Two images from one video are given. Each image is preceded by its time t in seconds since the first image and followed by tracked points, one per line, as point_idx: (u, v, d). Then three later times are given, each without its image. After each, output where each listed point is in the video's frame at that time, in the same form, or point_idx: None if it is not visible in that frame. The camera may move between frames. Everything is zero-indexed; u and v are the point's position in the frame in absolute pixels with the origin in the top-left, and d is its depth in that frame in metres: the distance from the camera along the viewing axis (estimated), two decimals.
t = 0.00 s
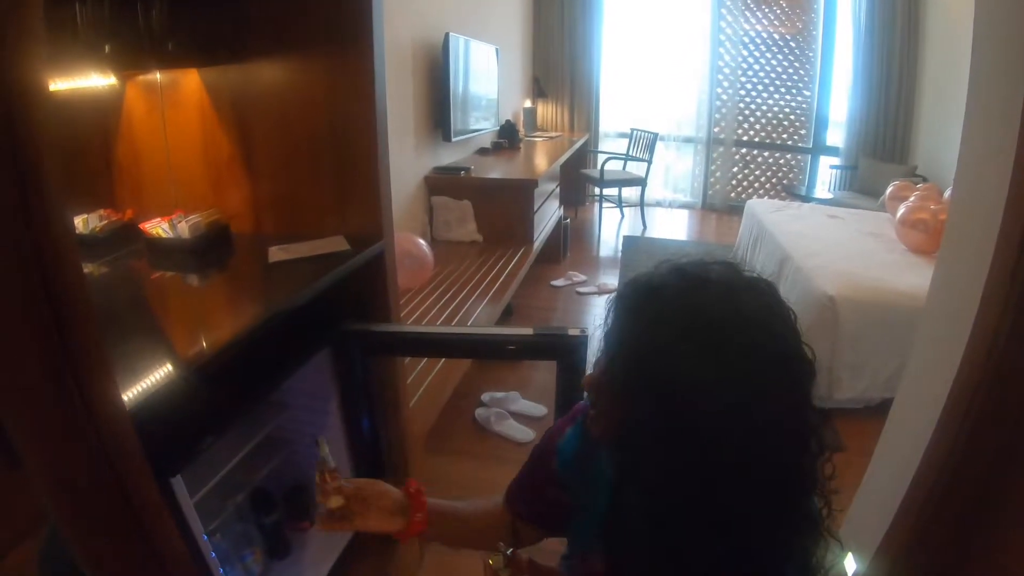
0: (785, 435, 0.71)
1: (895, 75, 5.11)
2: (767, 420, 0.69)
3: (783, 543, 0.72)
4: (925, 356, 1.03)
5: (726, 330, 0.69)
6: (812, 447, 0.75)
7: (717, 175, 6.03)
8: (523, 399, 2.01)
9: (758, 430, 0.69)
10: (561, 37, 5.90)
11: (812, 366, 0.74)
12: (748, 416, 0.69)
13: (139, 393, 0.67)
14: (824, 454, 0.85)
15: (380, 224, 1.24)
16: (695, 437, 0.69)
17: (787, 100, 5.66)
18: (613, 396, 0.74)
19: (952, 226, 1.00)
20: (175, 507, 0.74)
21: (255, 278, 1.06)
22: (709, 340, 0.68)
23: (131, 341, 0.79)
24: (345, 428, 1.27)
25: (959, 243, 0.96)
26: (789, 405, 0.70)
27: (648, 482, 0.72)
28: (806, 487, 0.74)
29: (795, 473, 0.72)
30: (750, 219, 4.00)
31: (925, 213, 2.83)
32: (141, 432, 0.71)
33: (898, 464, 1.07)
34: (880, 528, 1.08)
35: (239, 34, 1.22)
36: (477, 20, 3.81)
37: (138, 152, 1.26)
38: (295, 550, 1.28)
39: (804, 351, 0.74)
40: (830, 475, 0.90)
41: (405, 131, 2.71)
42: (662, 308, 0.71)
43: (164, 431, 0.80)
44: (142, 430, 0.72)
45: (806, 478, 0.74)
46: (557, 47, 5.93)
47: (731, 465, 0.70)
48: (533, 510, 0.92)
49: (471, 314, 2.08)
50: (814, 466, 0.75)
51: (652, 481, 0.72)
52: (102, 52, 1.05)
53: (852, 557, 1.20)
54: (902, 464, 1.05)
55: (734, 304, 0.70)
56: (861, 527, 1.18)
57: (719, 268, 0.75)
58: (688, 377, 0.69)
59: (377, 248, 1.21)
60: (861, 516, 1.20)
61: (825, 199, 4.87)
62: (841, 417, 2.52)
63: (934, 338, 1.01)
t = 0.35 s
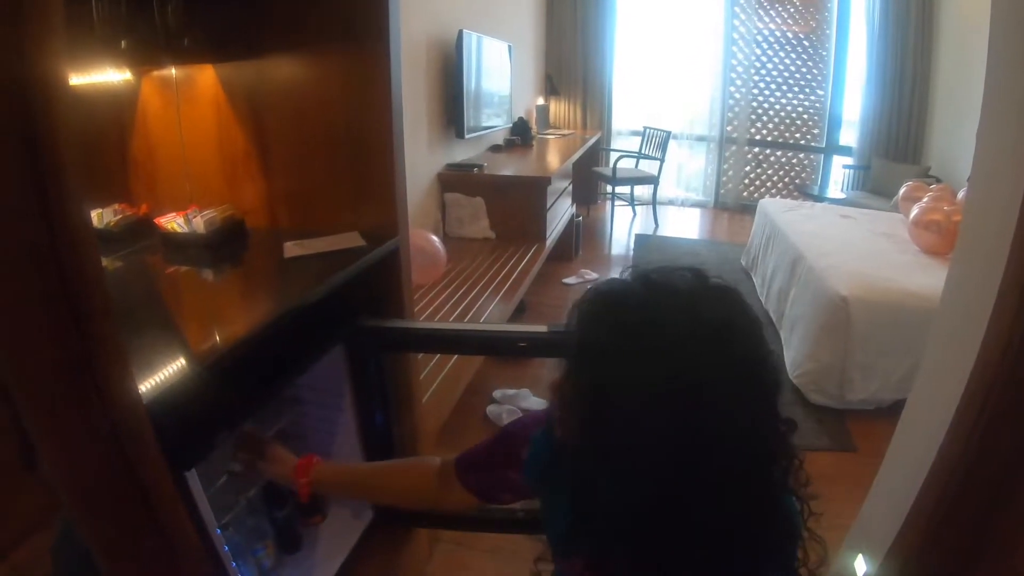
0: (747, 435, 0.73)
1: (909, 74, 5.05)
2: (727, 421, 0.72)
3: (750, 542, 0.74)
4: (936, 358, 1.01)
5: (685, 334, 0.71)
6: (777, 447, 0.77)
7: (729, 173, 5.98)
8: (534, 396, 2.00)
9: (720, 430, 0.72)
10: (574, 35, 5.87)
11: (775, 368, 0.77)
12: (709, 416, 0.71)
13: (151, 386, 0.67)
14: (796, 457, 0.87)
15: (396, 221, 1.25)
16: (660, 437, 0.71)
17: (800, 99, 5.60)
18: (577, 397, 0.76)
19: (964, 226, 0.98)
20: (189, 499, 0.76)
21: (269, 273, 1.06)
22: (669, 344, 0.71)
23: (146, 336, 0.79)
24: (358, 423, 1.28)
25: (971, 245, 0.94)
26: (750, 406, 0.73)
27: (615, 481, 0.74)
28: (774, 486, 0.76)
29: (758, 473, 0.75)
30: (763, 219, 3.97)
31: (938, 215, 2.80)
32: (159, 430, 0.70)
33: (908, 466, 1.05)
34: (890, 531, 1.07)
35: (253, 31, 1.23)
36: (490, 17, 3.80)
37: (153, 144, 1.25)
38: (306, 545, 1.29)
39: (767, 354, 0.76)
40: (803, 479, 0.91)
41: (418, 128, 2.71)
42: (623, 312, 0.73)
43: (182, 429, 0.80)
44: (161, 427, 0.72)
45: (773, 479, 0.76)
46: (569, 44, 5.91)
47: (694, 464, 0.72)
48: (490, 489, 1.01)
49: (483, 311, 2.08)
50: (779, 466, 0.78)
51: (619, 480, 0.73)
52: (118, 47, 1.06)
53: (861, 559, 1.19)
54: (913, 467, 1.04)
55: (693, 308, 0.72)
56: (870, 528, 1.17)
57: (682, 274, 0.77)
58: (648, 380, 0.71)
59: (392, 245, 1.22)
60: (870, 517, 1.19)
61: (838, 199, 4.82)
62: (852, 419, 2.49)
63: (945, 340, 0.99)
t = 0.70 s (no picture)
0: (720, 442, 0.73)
1: (924, 75, 4.98)
2: (700, 427, 0.72)
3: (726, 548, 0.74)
4: (952, 363, 0.99)
5: (656, 341, 0.70)
6: (749, 453, 0.77)
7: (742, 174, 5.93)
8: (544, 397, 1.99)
9: (691, 435, 0.71)
10: (587, 34, 5.85)
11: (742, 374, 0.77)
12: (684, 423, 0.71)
13: (162, 382, 0.67)
14: (768, 462, 0.86)
15: (411, 220, 1.25)
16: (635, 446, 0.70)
17: (813, 100, 5.54)
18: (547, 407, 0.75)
19: (982, 228, 0.96)
20: (203, 496, 0.76)
21: (283, 271, 1.06)
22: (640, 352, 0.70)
23: (159, 334, 0.79)
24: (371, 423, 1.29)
25: (991, 248, 0.91)
26: (720, 411, 0.73)
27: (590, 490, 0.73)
28: (747, 492, 0.76)
29: (732, 479, 0.74)
30: (776, 220, 3.93)
31: (952, 217, 2.76)
32: (172, 428, 0.71)
33: (922, 471, 1.04)
34: (902, 534, 1.07)
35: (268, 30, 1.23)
36: (504, 17, 3.79)
37: (166, 141, 1.25)
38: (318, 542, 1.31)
39: (735, 360, 0.76)
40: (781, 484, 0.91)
41: (431, 127, 2.71)
42: (593, 321, 0.73)
43: (196, 427, 0.79)
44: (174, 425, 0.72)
45: (745, 483, 0.76)
46: (582, 44, 5.89)
47: (669, 473, 0.71)
48: (464, 488, 1.03)
49: (495, 311, 2.07)
50: (752, 471, 0.78)
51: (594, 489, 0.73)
52: (134, 46, 1.08)
53: (872, 562, 1.18)
54: (928, 471, 1.02)
55: (660, 315, 0.72)
56: (881, 531, 1.16)
57: (649, 282, 0.77)
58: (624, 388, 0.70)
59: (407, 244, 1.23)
60: (882, 520, 1.18)
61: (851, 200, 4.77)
62: (864, 423, 2.45)
63: (962, 344, 0.97)
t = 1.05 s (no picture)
0: (707, 441, 0.74)
1: (935, 76, 4.93)
2: (693, 425, 0.72)
3: (720, 547, 0.75)
4: (963, 368, 0.98)
5: (640, 344, 0.71)
6: (734, 452, 0.78)
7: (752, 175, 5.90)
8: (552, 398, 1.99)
9: (681, 435, 0.72)
10: (598, 35, 5.84)
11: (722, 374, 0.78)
12: (675, 426, 0.71)
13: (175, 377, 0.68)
14: (754, 462, 0.87)
15: (423, 219, 1.26)
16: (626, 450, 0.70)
17: (823, 101, 5.50)
18: (538, 412, 0.75)
19: (995, 231, 0.94)
20: (215, 494, 0.77)
21: (295, 270, 1.07)
22: (630, 354, 0.70)
23: (171, 330, 0.80)
24: (380, 421, 1.29)
25: (1003, 251, 0.90)
26: (706, 411, 0.74)
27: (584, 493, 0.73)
28: (735, 491, 0.77)
29: (720, 478, 0.75)
30: (785, 222, 3.91)
31: (962, 220, 2.73)
32: (187, 424, 0.71)
33: (932, 475, 1.03)
34: (911, 539, 1.06)
35: (281, 31, 1.24)
36: (515, 17, 3.80)
37: (179, 137, 1.26)
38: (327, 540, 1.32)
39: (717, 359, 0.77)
40: (765, 484, 0.92)
41: (441, 126, 2.71)
42: (575, 327, 0.73)
43: (212, 423, 0.80)
44: (190, 422, 0.72)
45: (733, 482, 0.77)
46: (592, 44, 5.88)
47: (660, 475, 0.72)
48: (454, 488, 1.02)
49: (503, 311, 2.07)
50: (738, 471, 0.78)
51: (588, 493, 0.73)
52: (147, 45, 1.05)
53: (879, 566, 1.18)
54: (937, 476, 1.01)
55: (631, 316, 0.73)
56: (889, 535, 1.15)
57: (626, 286, 0.78)
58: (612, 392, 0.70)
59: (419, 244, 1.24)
60: (889, 523, 1.17)
61: (861, 202, 4.73)
62: (872, 428, 2.43)
63: (972, 350, 0.96)
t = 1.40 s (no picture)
0: (705, 445, 0.74)
1: (943, 76, 4.89)
2: (695, 429, 0.73)
3: (718, 551, 0.75)
4: (971, 370, 0.97)
5: (637, 348, 0.71)
6: (733, 456, 0.78)
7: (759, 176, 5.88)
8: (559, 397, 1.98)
9: (684, 438, 0.72)
10: (605, 35, 5.83)
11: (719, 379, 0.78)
12: (672, 429, 0.71)
13: (183, 377, 0.68)
14: (757, 465, 0.87)
15: (431, 219, 1.26)
16: (625, 453, 0.70)
17: (831, 101, 5.47)
18: (542, 416, 0.75)
19: (1004, 233, 0.93)
20: (223, 493, 0.78)
21: (304, 269, 1.07)
22: (633, 358, 0.70)
23: (180, 329, 0.81)
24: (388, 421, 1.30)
25: (1012, 254, 0.89)
26: (704, 415, 0.74)
27: (583, 496, 0.73)
28: (734, 495, 0.77)
29: (719, 483, 0.75)
30: (792, 222, 3.89)
31: (971, 221, 2.71)
32: (196, 423, 0.71)
33: (940, 477, 1.02)
34: (918, 541, 1.05)
35: (289, 30, 1.24)
36: (522, 17, 3.80)
37: (187, 138, 1.26)
38: (334, 539, 1.31)
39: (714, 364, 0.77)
40: (768, 489, 0.91)
41: (449, 127, 2.71)
42: (571, 331, 0.74)
43: (222, 423, 0.80)
44: (198, 421, 0.73)
45: (732, 487, 0.77)
46: (599, 44, 5.87)
47: (658, 478, 0.72)
48: (462, 489, 1.02)
49: (510, 311, 2.07)
50: (737, 475, 0.78)
51: (587, 496, 0.73)
52: (155, 44, 1.08)
53: (886, 568, 1.17)
54: (945, 478, 1.00)
55: (627, 322, 0.73)
56: (896, 537, 1.15)
57: (621, 293, 0.79)
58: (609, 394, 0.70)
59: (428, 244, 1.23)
60: (896, 525, 1.16)
61: (869, 203, 4.70)
62: (879, 429, 2.41)
63: (980, 353, 0.95)
